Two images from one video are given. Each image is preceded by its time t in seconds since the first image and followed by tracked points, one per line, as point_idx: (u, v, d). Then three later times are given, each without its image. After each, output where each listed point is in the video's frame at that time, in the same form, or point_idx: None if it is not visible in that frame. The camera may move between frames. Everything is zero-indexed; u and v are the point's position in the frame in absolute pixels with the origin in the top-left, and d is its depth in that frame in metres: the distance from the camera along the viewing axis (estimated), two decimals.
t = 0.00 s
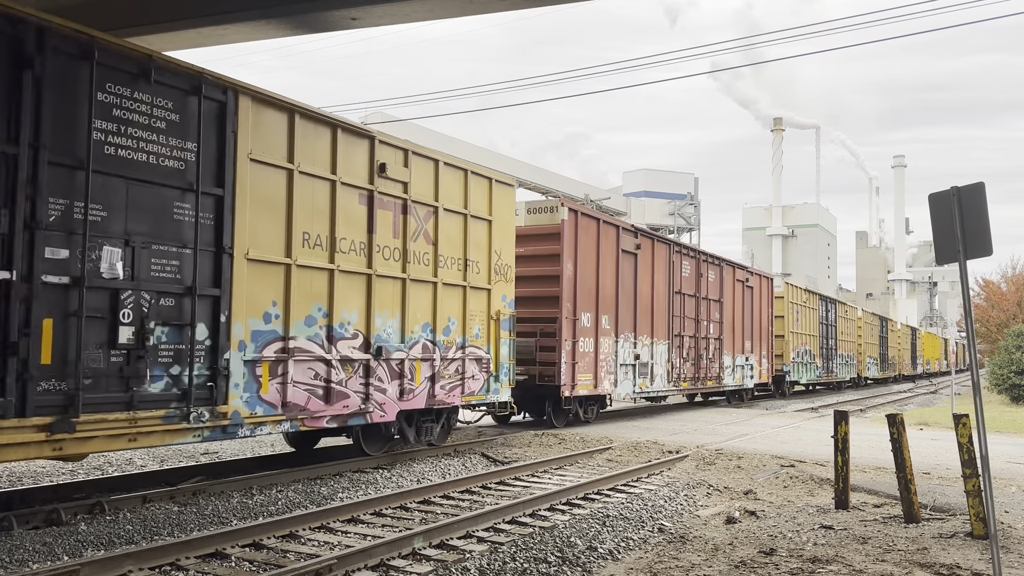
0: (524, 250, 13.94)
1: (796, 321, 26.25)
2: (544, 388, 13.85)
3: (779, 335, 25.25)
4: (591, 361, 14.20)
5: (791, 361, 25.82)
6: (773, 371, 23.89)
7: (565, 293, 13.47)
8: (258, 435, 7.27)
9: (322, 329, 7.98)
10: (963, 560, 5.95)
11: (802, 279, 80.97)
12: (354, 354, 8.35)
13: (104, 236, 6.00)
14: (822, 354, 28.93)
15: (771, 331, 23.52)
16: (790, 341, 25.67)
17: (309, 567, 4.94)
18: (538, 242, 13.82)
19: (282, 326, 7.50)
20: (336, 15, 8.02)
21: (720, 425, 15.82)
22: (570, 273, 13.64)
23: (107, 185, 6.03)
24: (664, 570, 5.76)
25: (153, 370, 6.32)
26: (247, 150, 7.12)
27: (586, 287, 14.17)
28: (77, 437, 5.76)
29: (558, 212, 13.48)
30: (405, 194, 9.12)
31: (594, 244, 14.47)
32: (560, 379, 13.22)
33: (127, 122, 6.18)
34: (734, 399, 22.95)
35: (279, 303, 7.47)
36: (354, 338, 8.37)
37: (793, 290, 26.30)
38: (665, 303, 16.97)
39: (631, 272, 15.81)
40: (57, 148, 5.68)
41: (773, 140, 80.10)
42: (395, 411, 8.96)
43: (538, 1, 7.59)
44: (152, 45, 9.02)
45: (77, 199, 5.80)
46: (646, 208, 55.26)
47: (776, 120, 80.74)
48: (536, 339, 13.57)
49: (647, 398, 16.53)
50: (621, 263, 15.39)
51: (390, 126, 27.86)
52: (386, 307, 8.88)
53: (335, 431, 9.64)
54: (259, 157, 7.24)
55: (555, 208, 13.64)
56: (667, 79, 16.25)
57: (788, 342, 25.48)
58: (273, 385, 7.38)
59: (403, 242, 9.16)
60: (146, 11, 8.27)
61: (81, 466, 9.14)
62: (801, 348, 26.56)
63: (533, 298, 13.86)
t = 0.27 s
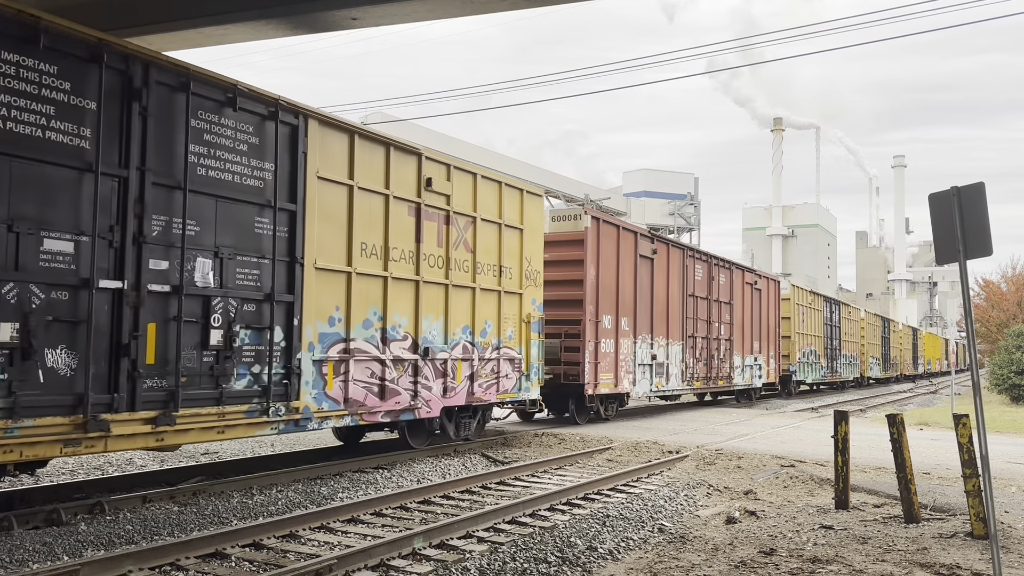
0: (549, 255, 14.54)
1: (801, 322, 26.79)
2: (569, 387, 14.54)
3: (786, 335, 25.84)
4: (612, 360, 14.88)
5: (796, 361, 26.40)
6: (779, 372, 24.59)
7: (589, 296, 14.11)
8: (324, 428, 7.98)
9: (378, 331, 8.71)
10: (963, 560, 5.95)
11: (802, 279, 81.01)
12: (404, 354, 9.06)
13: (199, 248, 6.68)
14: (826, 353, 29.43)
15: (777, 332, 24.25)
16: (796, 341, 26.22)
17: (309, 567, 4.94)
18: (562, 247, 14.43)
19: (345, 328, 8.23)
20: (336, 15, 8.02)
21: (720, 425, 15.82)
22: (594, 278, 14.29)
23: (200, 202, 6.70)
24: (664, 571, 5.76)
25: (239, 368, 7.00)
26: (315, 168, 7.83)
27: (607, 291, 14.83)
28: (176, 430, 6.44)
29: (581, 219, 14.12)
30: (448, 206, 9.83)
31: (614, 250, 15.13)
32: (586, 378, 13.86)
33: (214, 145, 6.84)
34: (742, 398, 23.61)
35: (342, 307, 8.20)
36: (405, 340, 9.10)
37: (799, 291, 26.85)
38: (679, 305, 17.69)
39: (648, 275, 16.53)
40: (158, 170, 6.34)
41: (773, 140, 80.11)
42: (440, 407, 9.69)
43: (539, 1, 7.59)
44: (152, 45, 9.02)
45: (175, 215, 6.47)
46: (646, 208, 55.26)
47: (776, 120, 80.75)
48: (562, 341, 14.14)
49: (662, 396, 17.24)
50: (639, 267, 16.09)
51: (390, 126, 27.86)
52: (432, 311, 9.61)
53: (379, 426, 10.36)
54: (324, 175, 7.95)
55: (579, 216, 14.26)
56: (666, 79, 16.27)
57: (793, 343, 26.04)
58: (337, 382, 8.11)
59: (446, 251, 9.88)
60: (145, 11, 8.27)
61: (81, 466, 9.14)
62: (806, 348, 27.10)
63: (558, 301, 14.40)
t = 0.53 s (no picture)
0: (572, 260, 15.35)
1: (807, 323, 27.35)
2: (591, 387, 15.35)
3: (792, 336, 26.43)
4: (630, 361, 15.72)
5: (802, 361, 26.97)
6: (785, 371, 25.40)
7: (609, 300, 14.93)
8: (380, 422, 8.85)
9: (424, 333, 9.57)
10: (963, 560, 5.95)
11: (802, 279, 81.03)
12: (447, 354, 9.93)
13: (277, 259, 7.54)
14: (830, 353, 29.86)
15: (783, 332, 25.07)
16: (801, 341, 26.75)
17: (309, 567, 4.94)
18: (584, 253, 15.25)
19: (396, 331, 9.09)
20: (336, 15, 8.02)
21: (720, 425, 15.83)
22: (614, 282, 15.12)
23: (276, 217, 7.56)
24: (664, 570, 5.77)
25: (308, 366, 7.84)
26: (372, 185, 8.72)
27: (626, 295, 15.65)
28: (258, 422, 7.26)
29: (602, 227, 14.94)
30: (485, 217, 10.68)
31: (631, 256, 15.94)
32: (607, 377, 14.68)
33: (288, 164, 7.70)
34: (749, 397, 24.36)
35: (395, 311, 9.08)
36: (448, 341, 9.96)
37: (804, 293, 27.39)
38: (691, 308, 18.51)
39: (662, 280, 17.35)
40: (241, 189, 7.20)
41: (773, 140, 80.11)
42: (478, 403, 10.59)
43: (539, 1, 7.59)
44: (153, 45, 9.02)
45: (256, 229, 7.32)
46: (646, 208, 55.27)
47: (776, 120, 80.74)
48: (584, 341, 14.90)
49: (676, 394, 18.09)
50: (654, 271, 16.91)
51: (390, 126, 27.88)
52: (470, 315, 10.46)
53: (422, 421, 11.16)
54: (379, 190, 8.84)
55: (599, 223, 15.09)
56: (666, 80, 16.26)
57: (798, 343, 26.59)
58: (391, 380, 8.97)
59: (482, 259, 10.72)
60: (145, 11, 8.28)
61: (81, 466, 9.14)
62: (811, 348, 27.61)
63: (580, 304, 15.24)
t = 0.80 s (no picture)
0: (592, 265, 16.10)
1: (812, 324, 27.79)
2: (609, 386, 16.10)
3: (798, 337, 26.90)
4: (647, 361, 16.46)
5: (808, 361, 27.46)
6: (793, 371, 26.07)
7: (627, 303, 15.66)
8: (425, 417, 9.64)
9: (464, 335, 10.33)
10: (963, 560, 5.95)
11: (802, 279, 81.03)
12: (485, 355, 10.71)
13: (340, 266, 8.30)
14: (835, 354, 30.18)
15: (791, 333, 25.77)
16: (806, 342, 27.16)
17: (309, 567, 4.94)
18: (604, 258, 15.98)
19: (440, 332, 9.87)
20: (336, 15, 8.02)
21: (720, 425, 15.83)
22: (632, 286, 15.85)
23: (339, 229, 8.30)
24: (664, 570, 5.77)
25: (365, 365, 8.60)
26: (420, 198, 9.50)
27: (643, 298, 16.37)
28: (324, 417, 8.02)
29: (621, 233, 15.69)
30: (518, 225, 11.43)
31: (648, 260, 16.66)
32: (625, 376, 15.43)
33: (349, 180, 8.46)
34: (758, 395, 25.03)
35: (439, 314, 9.86)
36: (484, 342, 10.69)
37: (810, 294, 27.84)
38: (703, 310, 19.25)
39: (676, 283, 18.07)
40: (311, 203, 7.94)
41: (773, 140, 80.12)
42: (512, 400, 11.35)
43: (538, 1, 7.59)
44: (153, 45, 9.02)
45: (323, 240, 8.07)
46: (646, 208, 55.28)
47: (776, 120, 80.73)
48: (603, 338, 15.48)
49: (690, 393, 18.85)
50: (668, 275, 17.62)
51: (391, 127, 27.89)
52: (505, 318, 11.20)
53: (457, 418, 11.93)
54: (426, 202, 9.61)
55: (619, 229, 15.92)
56: (666, 79, 16.30)
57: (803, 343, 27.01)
58: (435, 378, 9.75)
59: (515, 264, 11.45)
60: (145, 11, 8.28)
61: (82, 466, 9.14)
62: (816, 349, 28.02)
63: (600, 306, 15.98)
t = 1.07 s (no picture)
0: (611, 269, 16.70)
1: (818, 324, 28.12)
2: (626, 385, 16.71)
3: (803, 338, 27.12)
4: (663, 361, 17.03)
5: (814, 360, 27.83)
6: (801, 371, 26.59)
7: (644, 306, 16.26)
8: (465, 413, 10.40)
9: (499, 336, 11.08)
10: (963, 560, 5.95)
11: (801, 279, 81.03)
12: (518, 355, 11.48)
13: (392, 273, 9.06)
14: (839, 354, 30.38)
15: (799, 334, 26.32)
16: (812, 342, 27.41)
17: (309, 567, 4.94)
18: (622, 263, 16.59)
19: (479, 334, 10.63)
20: (336, 15, 8.03)
21: (720, 425, 15.83)
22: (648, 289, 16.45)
23: (392, 238, 9.08)
24: (664, 570, 5.76)
25: (413, 365, 9.36)
26: (460, 210, 10.30)
27: (659, 300, 16.95)
28: (380, 412, 8.78)
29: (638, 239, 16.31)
30: (547, 233, 12.26)
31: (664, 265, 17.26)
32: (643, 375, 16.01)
33: (401, 194, 9.23)
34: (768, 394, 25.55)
35: (478, 317, 10.63)
36: (517, 343, 11.46)
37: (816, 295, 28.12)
38: (716, 312, 19.86)
39: (689, 287, 18.65)
40: (368, 216, 8.72)
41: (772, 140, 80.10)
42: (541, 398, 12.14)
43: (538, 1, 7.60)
44: (153, 45, 9.03)
45: (378, 249, 8.84)
46: (646, 208, 55.28)
47: (776, 120, 80.73)
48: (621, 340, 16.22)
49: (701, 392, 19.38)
50: (682, 279, 18.21)
51: (390, 127, 27.89)
52: (535, 320, 11.99)
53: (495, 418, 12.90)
54: (465, 213, 10.40)
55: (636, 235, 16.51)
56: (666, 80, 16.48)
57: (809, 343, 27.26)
58: (475, 377, 10.52)
59: (543, 269, 12.26)
60: (145, 11, 8.28)
61: (82, 466, 9.14)
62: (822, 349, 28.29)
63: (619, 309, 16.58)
